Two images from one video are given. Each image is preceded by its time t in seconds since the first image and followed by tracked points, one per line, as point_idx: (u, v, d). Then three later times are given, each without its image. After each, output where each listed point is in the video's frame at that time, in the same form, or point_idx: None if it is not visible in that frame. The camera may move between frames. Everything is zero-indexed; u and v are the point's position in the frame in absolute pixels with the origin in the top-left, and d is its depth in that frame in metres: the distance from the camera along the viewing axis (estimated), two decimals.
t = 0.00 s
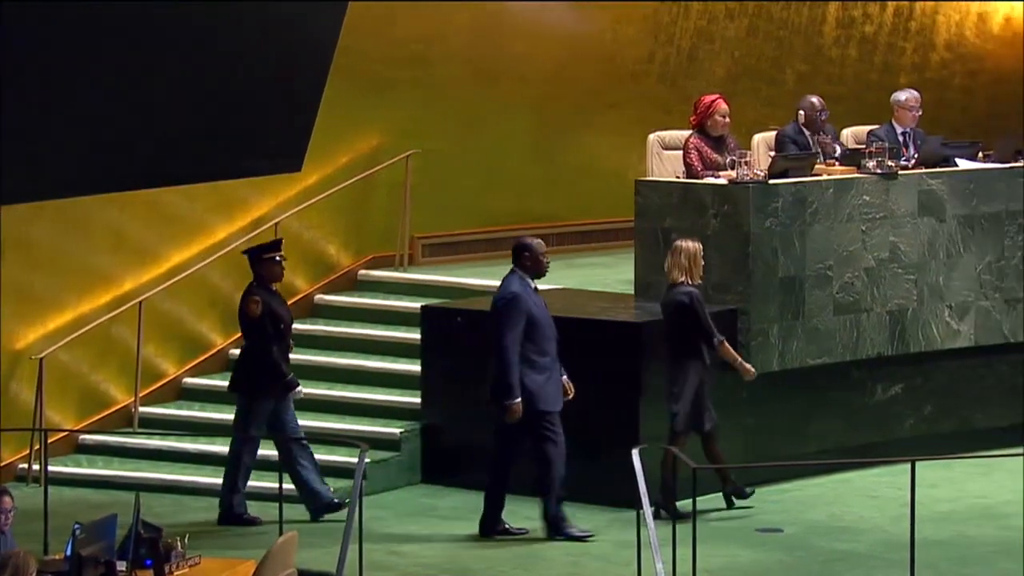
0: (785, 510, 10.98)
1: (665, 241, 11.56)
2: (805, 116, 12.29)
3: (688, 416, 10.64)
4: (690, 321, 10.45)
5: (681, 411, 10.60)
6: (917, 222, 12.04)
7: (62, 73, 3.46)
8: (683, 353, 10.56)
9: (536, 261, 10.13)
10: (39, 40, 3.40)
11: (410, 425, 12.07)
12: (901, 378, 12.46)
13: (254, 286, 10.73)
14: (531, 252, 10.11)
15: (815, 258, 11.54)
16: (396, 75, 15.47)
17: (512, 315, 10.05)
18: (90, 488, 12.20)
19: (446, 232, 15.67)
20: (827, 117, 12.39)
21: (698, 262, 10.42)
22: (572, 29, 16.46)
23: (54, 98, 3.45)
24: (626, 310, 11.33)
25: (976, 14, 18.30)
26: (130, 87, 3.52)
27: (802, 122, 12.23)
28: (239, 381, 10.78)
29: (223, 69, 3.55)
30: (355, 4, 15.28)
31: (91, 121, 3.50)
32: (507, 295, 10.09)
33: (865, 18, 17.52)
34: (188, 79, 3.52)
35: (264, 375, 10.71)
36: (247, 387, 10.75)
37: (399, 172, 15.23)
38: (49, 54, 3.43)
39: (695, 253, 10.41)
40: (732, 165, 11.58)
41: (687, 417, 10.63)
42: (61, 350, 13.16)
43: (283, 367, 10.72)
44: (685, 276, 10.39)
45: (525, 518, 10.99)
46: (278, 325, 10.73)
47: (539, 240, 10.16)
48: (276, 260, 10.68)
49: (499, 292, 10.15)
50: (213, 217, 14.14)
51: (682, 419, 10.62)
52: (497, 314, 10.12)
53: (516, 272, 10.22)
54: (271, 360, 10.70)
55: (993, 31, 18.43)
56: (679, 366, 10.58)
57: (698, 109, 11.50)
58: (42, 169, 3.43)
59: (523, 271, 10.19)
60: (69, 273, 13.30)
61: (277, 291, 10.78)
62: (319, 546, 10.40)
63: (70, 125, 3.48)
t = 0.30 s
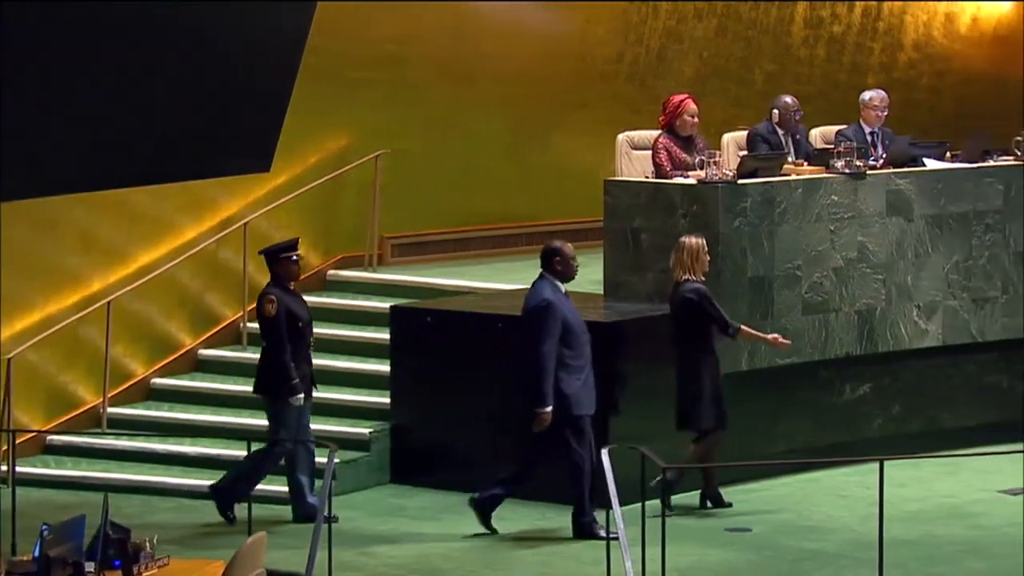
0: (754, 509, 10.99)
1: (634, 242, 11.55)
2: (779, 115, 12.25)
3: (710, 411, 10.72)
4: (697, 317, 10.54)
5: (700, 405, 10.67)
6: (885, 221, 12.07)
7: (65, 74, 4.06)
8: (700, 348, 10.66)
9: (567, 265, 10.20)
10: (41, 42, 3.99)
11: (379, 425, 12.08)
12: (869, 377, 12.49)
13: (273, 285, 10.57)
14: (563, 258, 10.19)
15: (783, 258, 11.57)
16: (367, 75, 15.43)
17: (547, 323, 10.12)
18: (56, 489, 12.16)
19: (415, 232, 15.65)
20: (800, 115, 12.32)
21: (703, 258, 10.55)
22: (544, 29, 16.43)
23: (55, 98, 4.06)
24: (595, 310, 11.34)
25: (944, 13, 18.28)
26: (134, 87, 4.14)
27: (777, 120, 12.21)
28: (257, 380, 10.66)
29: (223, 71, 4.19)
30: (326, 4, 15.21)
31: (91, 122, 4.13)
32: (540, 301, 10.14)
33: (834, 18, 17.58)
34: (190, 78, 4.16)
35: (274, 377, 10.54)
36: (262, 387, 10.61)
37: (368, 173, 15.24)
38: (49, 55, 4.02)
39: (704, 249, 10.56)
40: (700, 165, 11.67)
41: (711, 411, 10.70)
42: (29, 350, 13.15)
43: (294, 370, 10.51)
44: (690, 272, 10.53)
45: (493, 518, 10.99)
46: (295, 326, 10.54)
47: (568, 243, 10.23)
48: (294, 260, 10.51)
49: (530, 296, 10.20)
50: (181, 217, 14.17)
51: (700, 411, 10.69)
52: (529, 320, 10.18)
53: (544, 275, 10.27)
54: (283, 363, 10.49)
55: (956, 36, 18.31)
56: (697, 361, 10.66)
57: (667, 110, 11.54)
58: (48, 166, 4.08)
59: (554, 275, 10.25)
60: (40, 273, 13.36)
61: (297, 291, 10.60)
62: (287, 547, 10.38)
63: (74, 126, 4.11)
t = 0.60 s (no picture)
0: (720, 509, 11.00)
1: (601, 242, 11.56)
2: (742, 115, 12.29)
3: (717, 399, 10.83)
4: (695, 313, 10.59)
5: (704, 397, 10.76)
6: (850, 221, 12.12)
7: (63, 76, 2.58)
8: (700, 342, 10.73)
9: (587, 260, 10.13)
10: (38, 40, 2.53)
11: (346, 425, 12.02)
12: (835, 377, 12.52)
13: (280, 283, 10.44)
14: (584, 252, 10.11)
15: (749, 258, 11.59)
16: (332, 75, 15.45)
17: (581, 316, 10.04)
18: (21, 490, 12.14)
19: (382, 233, 15.63)
20: (763, 114, 12.36)
21: (697, 254, 10.61)
22: (507, 29, 16.45)
23: (53, 97, 2.57)
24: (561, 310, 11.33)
25: (909, 13, 18.18)
26: (135, 88, 2.62)
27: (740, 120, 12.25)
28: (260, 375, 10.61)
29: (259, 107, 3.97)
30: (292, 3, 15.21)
31: (94, 124, 2.59)
32: (569, 295, 10.08)
33: (799, 18, 17.52)
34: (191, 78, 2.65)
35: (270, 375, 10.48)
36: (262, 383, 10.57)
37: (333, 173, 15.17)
38: (49, 56, 2.56)
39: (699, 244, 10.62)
40: (667, 165, 11.71)
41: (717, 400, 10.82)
42: None
43: (282, 372, 10.45)
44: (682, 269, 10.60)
45: (460, 518, 10.99)
46: (300, 324, 10.45)
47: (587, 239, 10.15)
48: (301, 259, 10.38)
49: (554, 290, 10.13)
50: (147, 217, 14.15)
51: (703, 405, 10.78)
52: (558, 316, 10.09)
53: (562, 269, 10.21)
54: (274, 361, 10.44)
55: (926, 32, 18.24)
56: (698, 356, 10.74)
57: (632, 110, 11.61)
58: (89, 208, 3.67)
59: (573, 267, 10.18)
60: (5, 273, 13.46)
61: (303, 290, 10.47)
62: (253, 547, 10.37)
63: (71, 129, 2.59)
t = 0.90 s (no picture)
0: (686, 508, 11.02)
1: (567, 242, 11.61)
2: (703, 116, 12.34)
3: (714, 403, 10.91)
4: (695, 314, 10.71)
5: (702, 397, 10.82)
6: (815, 221, 12.16)
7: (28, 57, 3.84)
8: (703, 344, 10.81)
9: (608, 261, 10.23)
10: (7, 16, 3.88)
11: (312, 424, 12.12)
12: (801, 376, 12.53)
13: (291, 288, 10.60)
14: (605, 253, 10.22)
15: (715, 258, 11.60)
16: (298, 75, 15.41)
17: (602, 315, 10.13)
18: None
19: (348, 233, 15.61)
20: (725, 114, 12.40)
21: (698, 254, 10.70)
22: (474, 30, 16.37)
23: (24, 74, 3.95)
24: (527, 310, 11.33)
25: (875, 14, 18.04)
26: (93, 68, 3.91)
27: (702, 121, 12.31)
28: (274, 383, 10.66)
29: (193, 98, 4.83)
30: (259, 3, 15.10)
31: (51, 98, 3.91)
32: (591, 293, 10.17)
33: (764, 18, 17.45)
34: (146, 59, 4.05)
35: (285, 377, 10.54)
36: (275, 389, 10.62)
37: (299, 173, 15.21)
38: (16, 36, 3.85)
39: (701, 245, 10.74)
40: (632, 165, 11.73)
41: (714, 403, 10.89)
42: None
43: (294, 377, 10.50)
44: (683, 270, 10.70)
45: (426, 518, 10.98)
46: (314, 327, 10.55)
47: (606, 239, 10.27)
48: (310, 262, 10.51)
49: (574, 290, 10.22)
50: (113, 217, 14.11)
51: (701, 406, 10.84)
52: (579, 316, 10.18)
53: (582, 269, 10.31)
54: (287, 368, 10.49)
55: (889, 32, 18.07)
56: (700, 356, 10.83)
57: (598, 110, 11.86)
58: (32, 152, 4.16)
59: (594, 268, 10.28)
60: None
61: (315, 298, 10.60)
62: (218, 547, 10.35)
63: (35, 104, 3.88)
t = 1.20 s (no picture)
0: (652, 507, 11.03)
1: (533, 243, 11.60)
2: (669, 117, 12.40)
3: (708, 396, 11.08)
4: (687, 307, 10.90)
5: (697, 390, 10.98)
6: (781, 220, 12.19)
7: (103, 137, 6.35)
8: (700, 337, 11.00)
9: (617, 257, 10.47)
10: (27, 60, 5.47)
11: (278, 425, 12.14)
12: (766, 376, 12.55)
13: (294, 286, 10.59)
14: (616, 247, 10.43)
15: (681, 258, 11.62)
16: (265, 75, 15.32)
17: (607, 309, 10.34)
18: None
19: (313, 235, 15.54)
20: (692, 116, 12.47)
21: (690, 249, 10.91)
22: (440, 29, 16.29)
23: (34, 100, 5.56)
24: (493, 310, 11.33)
25: (839, 14, 18.11)
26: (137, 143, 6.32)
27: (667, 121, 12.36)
28: (287, 380, 10.62)
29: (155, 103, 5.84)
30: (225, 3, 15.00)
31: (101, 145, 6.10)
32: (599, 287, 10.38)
33: (729, 18, 17.57)
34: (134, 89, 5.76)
35: (306, 374, 10.55)
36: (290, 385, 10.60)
37: (265, 173, 15.27)
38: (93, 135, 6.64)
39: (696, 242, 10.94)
40: (598, 165, 11.76)
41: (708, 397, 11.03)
42: None
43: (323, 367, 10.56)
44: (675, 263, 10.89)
45: (392, 519, 10.96)
46: (319, 325, 10.56)
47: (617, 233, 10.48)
48: (314, 260, 10.53)
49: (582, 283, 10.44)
50: (78, 217, 14.02)
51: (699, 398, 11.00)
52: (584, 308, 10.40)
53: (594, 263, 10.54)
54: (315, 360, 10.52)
55: (855, 32, 18.15)
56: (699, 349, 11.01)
57: (564, 110, 11.88)
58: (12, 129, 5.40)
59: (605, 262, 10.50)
60: None
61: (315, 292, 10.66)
62: (184, 548, 10.30)
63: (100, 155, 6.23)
